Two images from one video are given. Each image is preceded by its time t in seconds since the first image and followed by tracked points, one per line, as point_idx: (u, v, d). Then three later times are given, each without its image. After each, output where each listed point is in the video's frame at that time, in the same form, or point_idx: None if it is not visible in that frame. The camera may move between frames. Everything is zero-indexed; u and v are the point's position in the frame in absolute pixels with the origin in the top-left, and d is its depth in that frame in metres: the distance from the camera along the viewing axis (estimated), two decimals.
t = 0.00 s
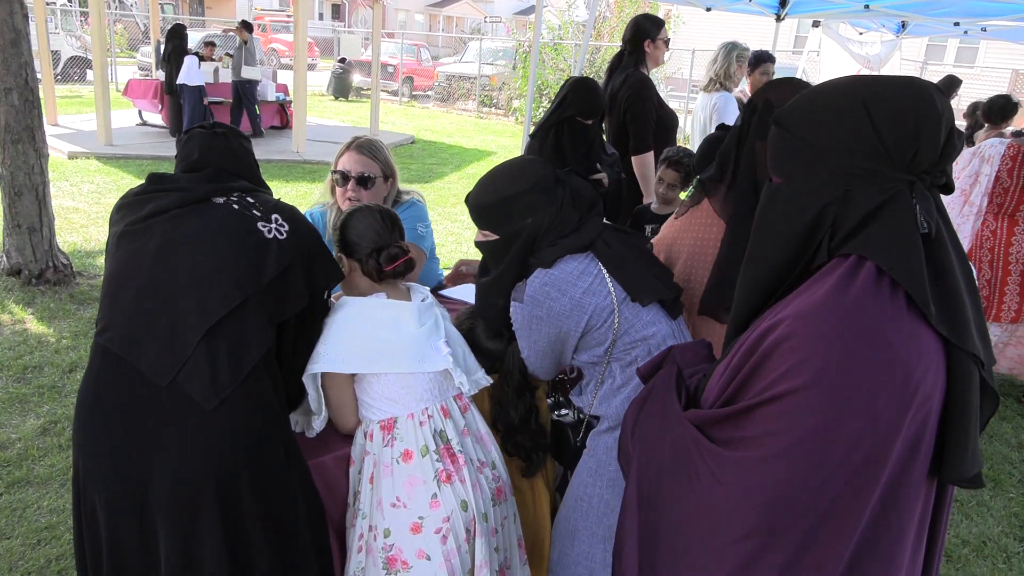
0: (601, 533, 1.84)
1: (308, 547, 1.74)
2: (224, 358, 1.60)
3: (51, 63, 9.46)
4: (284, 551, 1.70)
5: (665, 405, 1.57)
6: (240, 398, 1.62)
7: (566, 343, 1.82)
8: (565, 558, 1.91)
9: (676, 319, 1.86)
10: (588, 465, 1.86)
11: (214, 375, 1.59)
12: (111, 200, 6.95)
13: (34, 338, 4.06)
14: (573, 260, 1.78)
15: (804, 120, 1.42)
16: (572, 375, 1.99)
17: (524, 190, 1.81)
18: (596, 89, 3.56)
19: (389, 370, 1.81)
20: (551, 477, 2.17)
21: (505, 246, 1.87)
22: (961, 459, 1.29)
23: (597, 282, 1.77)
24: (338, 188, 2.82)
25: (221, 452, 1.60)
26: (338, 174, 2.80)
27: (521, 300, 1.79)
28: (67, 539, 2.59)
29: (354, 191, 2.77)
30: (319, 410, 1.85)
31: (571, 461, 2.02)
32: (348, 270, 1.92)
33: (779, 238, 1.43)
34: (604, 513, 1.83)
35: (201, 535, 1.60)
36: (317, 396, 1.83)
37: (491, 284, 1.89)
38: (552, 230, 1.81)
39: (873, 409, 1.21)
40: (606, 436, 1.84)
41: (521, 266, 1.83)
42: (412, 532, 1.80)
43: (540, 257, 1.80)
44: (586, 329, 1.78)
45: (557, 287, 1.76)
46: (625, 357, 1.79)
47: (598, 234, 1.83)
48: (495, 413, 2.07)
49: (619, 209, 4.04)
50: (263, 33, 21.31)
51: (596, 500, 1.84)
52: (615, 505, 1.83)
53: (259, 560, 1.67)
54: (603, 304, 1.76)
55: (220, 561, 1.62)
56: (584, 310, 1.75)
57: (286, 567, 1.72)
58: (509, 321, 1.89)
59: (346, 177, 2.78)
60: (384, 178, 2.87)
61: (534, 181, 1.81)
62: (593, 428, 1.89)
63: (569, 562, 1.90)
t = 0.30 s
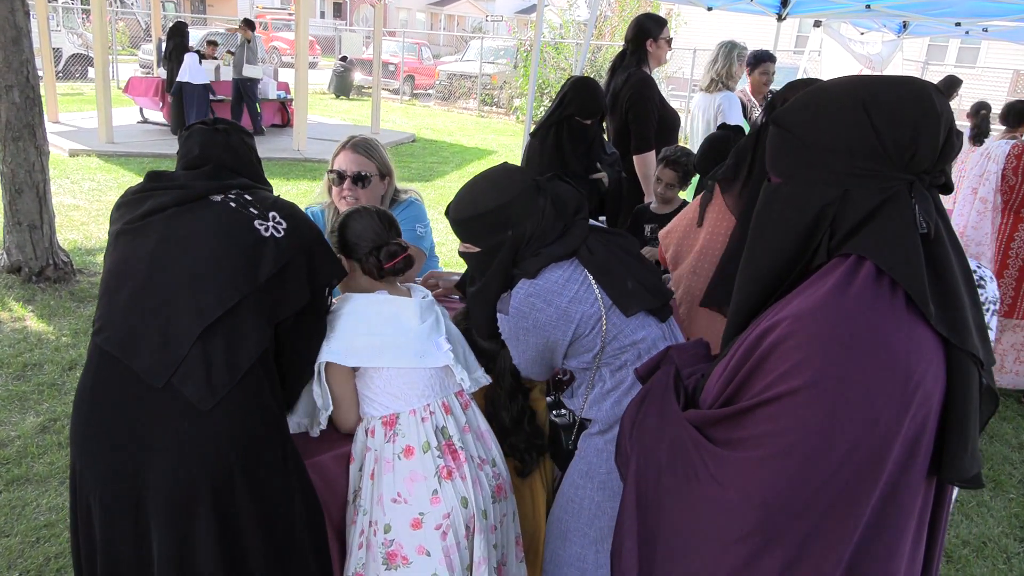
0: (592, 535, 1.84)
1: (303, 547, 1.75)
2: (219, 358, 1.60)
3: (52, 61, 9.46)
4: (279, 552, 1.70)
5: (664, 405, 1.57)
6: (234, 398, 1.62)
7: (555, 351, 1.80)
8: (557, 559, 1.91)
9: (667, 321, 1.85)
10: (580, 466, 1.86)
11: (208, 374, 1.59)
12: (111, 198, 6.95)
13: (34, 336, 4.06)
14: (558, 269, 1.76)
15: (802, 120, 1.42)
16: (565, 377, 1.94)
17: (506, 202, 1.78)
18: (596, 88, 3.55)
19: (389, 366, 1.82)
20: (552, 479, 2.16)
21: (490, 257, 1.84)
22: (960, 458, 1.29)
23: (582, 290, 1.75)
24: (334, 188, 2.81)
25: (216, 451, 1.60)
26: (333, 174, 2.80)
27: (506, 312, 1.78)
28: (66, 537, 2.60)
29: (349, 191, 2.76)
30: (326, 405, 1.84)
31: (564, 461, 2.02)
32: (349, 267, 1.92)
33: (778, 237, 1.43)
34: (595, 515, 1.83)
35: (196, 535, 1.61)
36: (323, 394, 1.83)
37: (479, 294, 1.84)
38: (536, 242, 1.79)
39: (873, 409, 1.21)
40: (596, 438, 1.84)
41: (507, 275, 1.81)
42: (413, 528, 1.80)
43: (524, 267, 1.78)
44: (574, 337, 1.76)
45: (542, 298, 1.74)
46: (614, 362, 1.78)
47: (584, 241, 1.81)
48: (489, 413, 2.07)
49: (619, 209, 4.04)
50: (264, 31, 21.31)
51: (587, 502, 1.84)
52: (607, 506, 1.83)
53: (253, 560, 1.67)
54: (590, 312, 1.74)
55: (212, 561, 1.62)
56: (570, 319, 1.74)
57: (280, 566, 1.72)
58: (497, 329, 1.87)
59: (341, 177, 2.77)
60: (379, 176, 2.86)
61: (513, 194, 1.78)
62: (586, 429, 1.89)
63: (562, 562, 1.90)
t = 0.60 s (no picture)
0: (586, 535, 1.83)
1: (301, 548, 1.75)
2: (218, 360, 1.60)
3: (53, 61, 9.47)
4: (275, 551, 1.70)
5: (664, 405, 1.57)
6: (231, 399, 1.62)
7: (549, 353, 1.81)
8: (552, 559, 1.91)
9: (660, 321, 1.85)
10: (573, 467, 1.85)
11: (207, 375, 1.59)
12: (111, 198, 6.95)
13: (34, 336, 4.06)
14: (548, 271, 1.77)
15: (800, 119, 1.42)
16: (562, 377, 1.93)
17: (498, 203, 1.77)
18: (595, 89, 3.55)
19: (389, 365, 1.82)
20: (551, 478, 2.16)
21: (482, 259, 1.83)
22: (959, 458, 1.29)
23: (573, 293, 1.75)
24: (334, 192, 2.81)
25: (213, 452, 1.60)
26: (332, 178, 2.80)
27: (498, 315, 1.79)
28: (66, 537, 2.60)
29: (349, 195, 2.77)
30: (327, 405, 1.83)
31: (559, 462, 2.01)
32: (350, 267, 1.93)
33: (777, 237, 1.43)
34: (588, 515, 1.82)
35: (194, 536, 1.61)
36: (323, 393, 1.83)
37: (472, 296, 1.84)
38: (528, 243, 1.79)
39: (872, 408, 1.21)
40: (589, 438, 1.83)
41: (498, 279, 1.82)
42: (412, 528, 1.80)
43: (514, 270, 1.78)
44: (567, 339, 1.77)
45: (533, 300, 1.75)
46: (607, 363, 1.78)
47: (573, 243, 1.81)
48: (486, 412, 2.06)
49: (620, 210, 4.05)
50: (264, 31, 21.32)
51: (581, 503, 1.83)
52: (600, 507, 1.82)
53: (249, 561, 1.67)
54: (582, 314, 1.75)
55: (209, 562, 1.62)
56: (562, 320, 1.74)
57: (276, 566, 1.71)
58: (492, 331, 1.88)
59: (340, 181, 2.77)
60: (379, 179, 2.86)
61: (502, 195, 1.77)
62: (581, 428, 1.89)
63: (556, 562, 1.89)
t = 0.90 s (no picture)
0: (587, 535, 1.83)
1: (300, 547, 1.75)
2: (219, 359, 1.60)
3: (55, 60, 9.49)
4: (276, 551, 1.70)
5: (665, 406, 1.57)
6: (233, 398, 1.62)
7: (550, 352, 1.81)
8: (553, 558, 1.91)
9: (660, 321, 1.85)
10: (574, 466, 1.85)
11: (208, 374, 1.59)
12: (112, 197, 6.95)
13: (34, 335, 4.07)
14: (550, 270, 1.77)
15: (802, 121, 1.42)
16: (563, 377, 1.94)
17: (497, 203, 1.78)
18: (597, 89, 3.55)
19: (389, 365, 1.83)
20: (551, 478, 2.16)
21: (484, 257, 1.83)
22: (960, 459, 1.29)
23: (573, 293, 1.76)
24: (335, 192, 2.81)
25: (215, 451, 1.60)
26: (334, 178, 2.80)
27: (500, 314, 1.79)
28: (66, 536, 2.60)
29: (351, 195, 2.77)
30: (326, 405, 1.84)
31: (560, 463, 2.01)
32: (350, 267, 1.93)
33: (779, 236, 1.43)
34: (588, 515, 1.82)
35: (195, 535, 1.61)
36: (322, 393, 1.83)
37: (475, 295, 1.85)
38: (530, 242, 1.80)
39: (872, 409, 1.21)
40: (590, 437, 1.83)
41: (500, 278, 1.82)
42: (409, 529, 1.81)
43: (516, 269, 1.78)
44: (568, 338, 1.77)
45: (534, 300, 1.75)
46: (608, 362, 1.78)
47: (574, 243, 1.81)
48: (487, 413, 2.06)
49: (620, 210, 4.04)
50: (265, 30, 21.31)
51: (581, 502, 1.83)
52: (601, 506, 1.82)
53: (251, 559, 1.67)
54: (582, 313, 1.75)
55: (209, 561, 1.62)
56: (563, 320, 1.74)
57: (276, 565, 1.72)
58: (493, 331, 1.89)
59: (343, 181, 2.77)
60: (381, 178, 2.86)
61: (502, 194, 1.78)
62: (582, 428, 1.88)
63: (557, 562, 1.89)
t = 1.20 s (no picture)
0: (589, 536, 1.83)
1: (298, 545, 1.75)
2: (222, 361, 1.60)
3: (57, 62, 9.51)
4: (276, 552, 1.70)
5: (668, 408, 1.57)
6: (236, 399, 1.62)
7: (554, 353, 1.81)
8: (555, 560, 1.91)
9: (664, 323, 1.86)
10: (577, 468, 1.85)
11: (211, 376, 1.60)
12: (115, 199, 6.96)
13: (36, 337, 4.07)
14: (555, 271, 1.77)
15: (807, 124, 1.41)
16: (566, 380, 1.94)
17: (503, 204, 1.78)
18: (599, 92, 3.55)
19: (391, 367, 1.83)
20: (553, 480, 2.16)
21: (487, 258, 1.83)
22: (963, 462, 1.30)
23: (578, 294, 1.76)
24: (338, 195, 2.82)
25: (218, 451, 1.61)
26: (336, 181, 2.80)
27: (505, 314, 1.79)
28: (69, 537, 2.60)
29: (353, 198, 2.78)
30: (326, 406, 1.86)
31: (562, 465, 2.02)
32: (351, 270, 1.93)
33: (783, 239, 1.44)
34: (591, 517, 1.82)
35: (198, 536, 1.61)
36: (323, 393, 1.84)
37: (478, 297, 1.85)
38: (535, 243, 1.80)
39: (878, 413, 1.21)
40: (593, 440, 1.83)
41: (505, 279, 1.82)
42: (408, 531, 1.81)
43: (521, 270, 1.78)
44: (572, 339, 1.77)
45: (540, 301, 1.75)
46: (612, 364, 1.79)
47: (579, 244, 1.82)
48: (488, 415, 2.06)
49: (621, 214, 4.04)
50: (266, 33, 21.34)
51: (584, 504, 1.83)
52: (604, 508, 1.82)
53: (253, 560, 1.67)
54: (586, 315, 1.75)
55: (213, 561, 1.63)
56: (567, 321, 1.75)
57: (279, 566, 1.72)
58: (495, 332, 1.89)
59: (345, 184, 2.78)
60: (383, 181, 2.87)
61: (508, 195, 1.78)
62: (585, 430, 1.88)
63: (560, 563, 1.89)
